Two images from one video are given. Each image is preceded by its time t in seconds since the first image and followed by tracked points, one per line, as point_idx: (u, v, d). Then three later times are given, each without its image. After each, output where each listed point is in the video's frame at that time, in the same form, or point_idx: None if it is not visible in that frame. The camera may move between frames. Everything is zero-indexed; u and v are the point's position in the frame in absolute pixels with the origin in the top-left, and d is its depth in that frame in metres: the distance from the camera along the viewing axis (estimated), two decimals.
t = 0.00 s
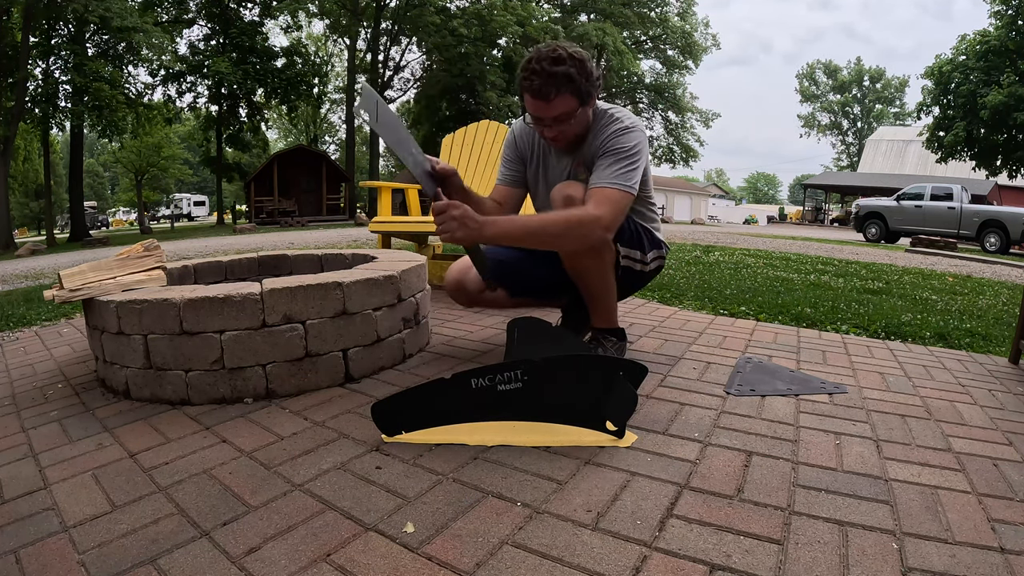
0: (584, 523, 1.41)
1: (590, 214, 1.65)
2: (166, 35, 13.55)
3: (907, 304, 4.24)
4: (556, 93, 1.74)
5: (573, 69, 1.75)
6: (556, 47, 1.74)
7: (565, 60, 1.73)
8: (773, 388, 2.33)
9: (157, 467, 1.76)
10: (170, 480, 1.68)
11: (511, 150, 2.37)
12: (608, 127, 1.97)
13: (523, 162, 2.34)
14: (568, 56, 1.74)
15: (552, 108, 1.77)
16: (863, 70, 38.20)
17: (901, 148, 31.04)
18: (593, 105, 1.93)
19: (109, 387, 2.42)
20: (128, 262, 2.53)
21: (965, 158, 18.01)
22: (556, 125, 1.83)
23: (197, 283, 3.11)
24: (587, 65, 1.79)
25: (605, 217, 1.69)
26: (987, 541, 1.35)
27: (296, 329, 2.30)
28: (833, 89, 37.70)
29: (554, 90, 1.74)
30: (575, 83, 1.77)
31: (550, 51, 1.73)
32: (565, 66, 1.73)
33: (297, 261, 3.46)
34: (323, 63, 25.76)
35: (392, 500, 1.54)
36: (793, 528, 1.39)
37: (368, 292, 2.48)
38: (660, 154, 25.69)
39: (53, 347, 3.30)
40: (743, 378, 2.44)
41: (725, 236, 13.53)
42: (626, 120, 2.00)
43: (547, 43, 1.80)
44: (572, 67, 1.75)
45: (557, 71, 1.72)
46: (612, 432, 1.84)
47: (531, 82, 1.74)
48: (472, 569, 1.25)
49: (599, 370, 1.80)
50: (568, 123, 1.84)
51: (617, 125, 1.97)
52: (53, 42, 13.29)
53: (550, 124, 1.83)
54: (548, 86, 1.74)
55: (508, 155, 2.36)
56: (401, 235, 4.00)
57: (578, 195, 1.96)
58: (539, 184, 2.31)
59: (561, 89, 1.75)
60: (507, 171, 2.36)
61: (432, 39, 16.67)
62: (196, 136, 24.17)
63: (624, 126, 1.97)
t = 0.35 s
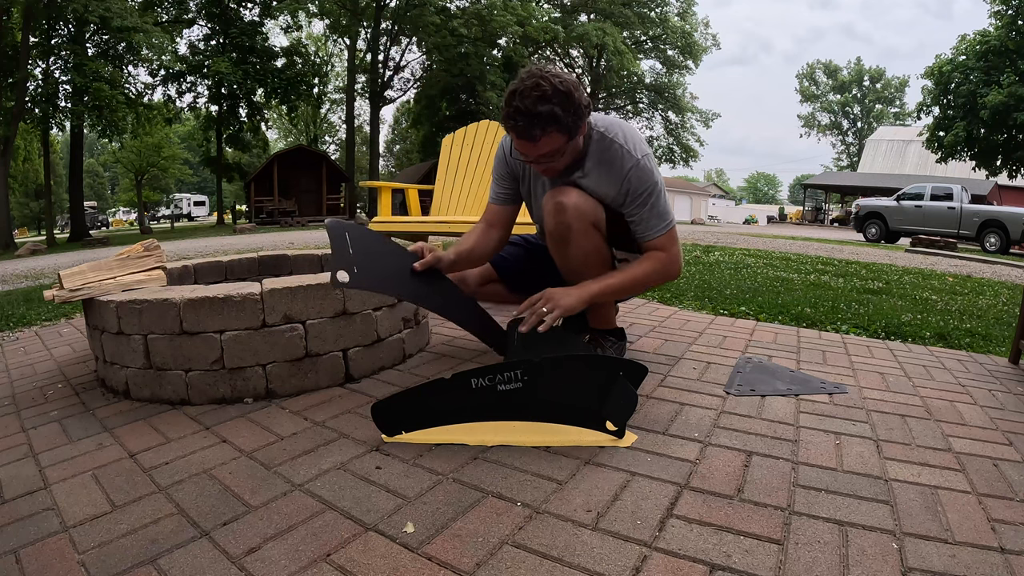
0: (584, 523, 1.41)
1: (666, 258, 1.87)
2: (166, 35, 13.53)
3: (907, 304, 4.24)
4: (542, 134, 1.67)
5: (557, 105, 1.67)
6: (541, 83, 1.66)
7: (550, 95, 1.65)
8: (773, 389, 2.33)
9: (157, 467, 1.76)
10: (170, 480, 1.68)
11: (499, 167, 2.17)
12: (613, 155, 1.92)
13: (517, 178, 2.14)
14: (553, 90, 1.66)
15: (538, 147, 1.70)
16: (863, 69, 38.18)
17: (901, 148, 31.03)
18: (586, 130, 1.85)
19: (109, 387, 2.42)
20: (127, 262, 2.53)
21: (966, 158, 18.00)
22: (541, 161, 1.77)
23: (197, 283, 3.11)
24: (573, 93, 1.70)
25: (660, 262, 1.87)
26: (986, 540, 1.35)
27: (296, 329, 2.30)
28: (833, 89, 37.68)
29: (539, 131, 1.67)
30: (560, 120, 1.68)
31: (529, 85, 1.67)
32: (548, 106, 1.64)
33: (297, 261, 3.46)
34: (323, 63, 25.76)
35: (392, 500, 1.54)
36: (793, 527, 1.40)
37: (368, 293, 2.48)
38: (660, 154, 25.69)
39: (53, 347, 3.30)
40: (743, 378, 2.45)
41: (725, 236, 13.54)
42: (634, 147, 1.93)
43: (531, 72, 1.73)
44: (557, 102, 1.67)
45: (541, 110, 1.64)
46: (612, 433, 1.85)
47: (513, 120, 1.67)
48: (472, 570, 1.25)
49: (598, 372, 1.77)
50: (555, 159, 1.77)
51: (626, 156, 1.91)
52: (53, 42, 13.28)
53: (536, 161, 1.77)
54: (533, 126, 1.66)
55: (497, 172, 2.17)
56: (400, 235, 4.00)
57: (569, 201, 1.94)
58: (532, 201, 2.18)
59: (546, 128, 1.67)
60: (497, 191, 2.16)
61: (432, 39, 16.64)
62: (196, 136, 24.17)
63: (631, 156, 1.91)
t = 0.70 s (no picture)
0: (584, 523, 1.41)
1: (661, 269, 1.89)
2: (166, 35, 13.53)
3: (907, 304, 4.25)
4: (549, 139, 1.65)
5: (565, 111, 1.66)
6: (547, 88, 1.65)
7: (557, 101, 1.65)
8: (773, 388, 2.33)
9: (157, 467, 1.76)
10: (169, 481, 1.68)
11: (499, 168, 2.17)
12: (616, 160, 1.92)
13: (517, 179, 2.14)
14: (560, 95, 1.65)
15: (544, 152, 1.69)
16: (863, 69, 38.19)
17: (901, 148, 31.03)
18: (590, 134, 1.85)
19: (109, 388, 2.41)
20: (128, 262, 2.53)
21: (965, 158, 18.00)
22: (547, 165, 1.75)
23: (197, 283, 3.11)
24: (582, 97, 1.70)
25: (662, 269, 1.90)
26: (987, 540, 1.35)
27: (297, 329, 2.30)
28: (833, 89, 37.70)
29: (547, 135, 1.65)
30: (568, 125, 1.67)
31: (539, 88, 1.65)
32: (557, 110, 1.64)
33: (297, 261, 3.46)
34: (323, 62, 25.77)
35: (392, 500, 1.54)
36: (792, 527, 1.40)
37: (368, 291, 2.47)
38: (660, 154, 25.69)
39: (53, 347, 3.30)
40: (743, 378, 2.45)
41: (725, 236, 13.54)
42: (636, 152, 1.94)
43: (536, 76, 1.72)
44: (564, 107, 1.66)
45: (549, 115, 1.64)
46: (612, 433, 1.85)
47: (520, 126, 1.65)
48: (472, 569, 1.26)
49: (598, 371, 1.74)
50: (561, 163, 1.75)
51: (629, 161, 1.92)
52: (53, 42, 13.28)
53: (543, 164, 1.75)
54: (540, 131, 1.65)
55: (499, 173, 2.16)
56: (400, 235, 4.00)
57: (577, 199, 1.92)
58: (535, 204, 2.17)
59: (553, 133, 1.66)
60: (497, 192, 2.15)
61: (432, 39, 16.66)
62: (196, 136, 24.17)
63: (634, 161, 1.92)
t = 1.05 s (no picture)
0: (584, 523, 1.41)
1: (661, 269, 1.89)
2: (166, 35, 13.53)
3: (907, 304, 4.25)
4: (552, 141, 1.65)
5: (568, 113, 1.66)
6: (550, 89, 1.65)
7: (560, 102, 1.64)
8: (773, 388, 2.33)
9: (157, 467, 1.75)
10: (169, 480, 1.68)
11: (498, 168, 2.17)
12: (617, 161, 1.92)
13: (516, 179, 2.14)
14: (563, 96, 1.65)
15: (547, 154, 1.69)
16: (863, 69, 38.17)
17: (901, 148, 31.03)
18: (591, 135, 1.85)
19: (109, 388, 2.41)
20: (127, 262, 2.53)
21: (966, 158, 17.99)
22: (549, 166, 1.75)
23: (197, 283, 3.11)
24: (585, 100, 1.70)
25: (662, 269, 1.90)
26: (987, 541, 1.35)
27: (296, 329, 2.30)
28: (833, 89, 37.68)
29: (550, 138, 1.65)
30: (570, 128, 1.67)
31: (543, 89, 1.65)
32: (560, 111, 1.64)
33: (297, 261, 3.46)
34: (324, 63, 25.78)
35: (392, 500, 1.54)
36: (792, 527, 1.40)
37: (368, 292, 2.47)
38: (660, 154, 25.69)
39: (53, 347, 3.30)
40: (743, 378, 2.45)
41: (725, 236, 13.54)
42: (637, 153, 1.94)
43: (538, 77, 1.72)
44: (566, 109, 1.66)
45: (552, 116, 1.63)
46: (612, 433, 1.85)
47: (523, 127, 1.65)
48: (472, 569, 1.25)
49: (598, 372, 1.73)
50: (563, 164, 1.75)
51: (629, 162, 1.92)
52: (53, 42, 13.28)
53: (544, 165, 1.74)
54: (544, 133, 1.65)
55: (498, 173, 2.16)
56: (401, 235, 3.99)
57: (578, 199, 1.92)
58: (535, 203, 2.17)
59: (557, 135, 1.66)
60: (496, 192, 2.14)
61: (432, 39, 16.67)
62: (196, 136, 24.17)
63: (635, 162, 1.92)
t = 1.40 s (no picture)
0: (584, 523, 1.41)
1: (661, 269, 1.90)
2: (166, 35, 13.53)
3: (907, 304, 4.25)
4: (551, 141, 1.65)
5: (567, 113, 1.66)
6: (549, 90, 1.65)
7: (559, 103, 1.64)
8: (773, 389, 2.33)
9: (157, 467, 1.75)
10: (169, 480, 1.68)
11: (498, 169, 2.17)
12: (616, 162, 1.92)
13: (516, 179, 2.14)
14: (561, 97, 1.65)
15: (546, 154, 1.69)
16: (863, 69, 38.16)
17: (901, 148, 31.02)
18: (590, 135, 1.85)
19: (109, 388, 2.42)
20: (128, 262, 2.53)
21: (966, 158, 17.99)
22: (548, 165, 1.75)
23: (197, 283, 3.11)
24: (585, 101, 1.70)
25: (662, 268, 1.90)
26: (987, 540, 1.35)
27: (296, 329, 2.30)
28: (833, 89, 37.68)
29: (549, 138, 1.65)
30: (569, 128, 1.67)
31: (542, 90, 1.65)
32: (559, 111, 1.64)
33: (297, 261, 3.46)
34: (324, 62, 25.78)
35: (392, 500, 1.54)
36: (793, 528, 1.40)
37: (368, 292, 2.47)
38: (660, 154, 25.69)
39: (53, 347, 3.30)
40: (743, 378, 2.45)
41: (725, 236, 13.55)
42: (636, 153, 1.94)
43: (537, 77, 1.72)
44: (565, 109, 1.66)
45: (551, 117, 1.63)
46: (612, 433, 1.85)
47: (522, 129, 1.65)
48: (472, 569, 1.25)
49: (598, 372, 1.73)
50: (562, 164, 1.76)
51: (629, 162, 1.92)
52: (53, 42, 13.28)
53: (543, 165, 1.75)
54: (543, 134, 1.65)
55: (497, 173, 2.16)
56: (401, 235, 3.99)
57: (578, 199, 1.92)
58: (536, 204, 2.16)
59: (556, 135, 1.66)
60: (495, 191, 2.14)
61: (432, 39, 16.68)
62: (196, 136, 24.16)
63: (634, 162, 1.92)
